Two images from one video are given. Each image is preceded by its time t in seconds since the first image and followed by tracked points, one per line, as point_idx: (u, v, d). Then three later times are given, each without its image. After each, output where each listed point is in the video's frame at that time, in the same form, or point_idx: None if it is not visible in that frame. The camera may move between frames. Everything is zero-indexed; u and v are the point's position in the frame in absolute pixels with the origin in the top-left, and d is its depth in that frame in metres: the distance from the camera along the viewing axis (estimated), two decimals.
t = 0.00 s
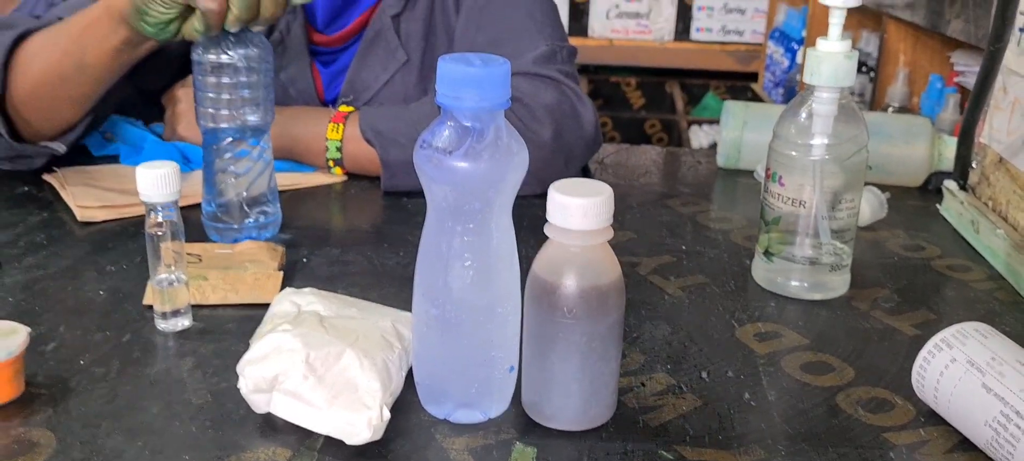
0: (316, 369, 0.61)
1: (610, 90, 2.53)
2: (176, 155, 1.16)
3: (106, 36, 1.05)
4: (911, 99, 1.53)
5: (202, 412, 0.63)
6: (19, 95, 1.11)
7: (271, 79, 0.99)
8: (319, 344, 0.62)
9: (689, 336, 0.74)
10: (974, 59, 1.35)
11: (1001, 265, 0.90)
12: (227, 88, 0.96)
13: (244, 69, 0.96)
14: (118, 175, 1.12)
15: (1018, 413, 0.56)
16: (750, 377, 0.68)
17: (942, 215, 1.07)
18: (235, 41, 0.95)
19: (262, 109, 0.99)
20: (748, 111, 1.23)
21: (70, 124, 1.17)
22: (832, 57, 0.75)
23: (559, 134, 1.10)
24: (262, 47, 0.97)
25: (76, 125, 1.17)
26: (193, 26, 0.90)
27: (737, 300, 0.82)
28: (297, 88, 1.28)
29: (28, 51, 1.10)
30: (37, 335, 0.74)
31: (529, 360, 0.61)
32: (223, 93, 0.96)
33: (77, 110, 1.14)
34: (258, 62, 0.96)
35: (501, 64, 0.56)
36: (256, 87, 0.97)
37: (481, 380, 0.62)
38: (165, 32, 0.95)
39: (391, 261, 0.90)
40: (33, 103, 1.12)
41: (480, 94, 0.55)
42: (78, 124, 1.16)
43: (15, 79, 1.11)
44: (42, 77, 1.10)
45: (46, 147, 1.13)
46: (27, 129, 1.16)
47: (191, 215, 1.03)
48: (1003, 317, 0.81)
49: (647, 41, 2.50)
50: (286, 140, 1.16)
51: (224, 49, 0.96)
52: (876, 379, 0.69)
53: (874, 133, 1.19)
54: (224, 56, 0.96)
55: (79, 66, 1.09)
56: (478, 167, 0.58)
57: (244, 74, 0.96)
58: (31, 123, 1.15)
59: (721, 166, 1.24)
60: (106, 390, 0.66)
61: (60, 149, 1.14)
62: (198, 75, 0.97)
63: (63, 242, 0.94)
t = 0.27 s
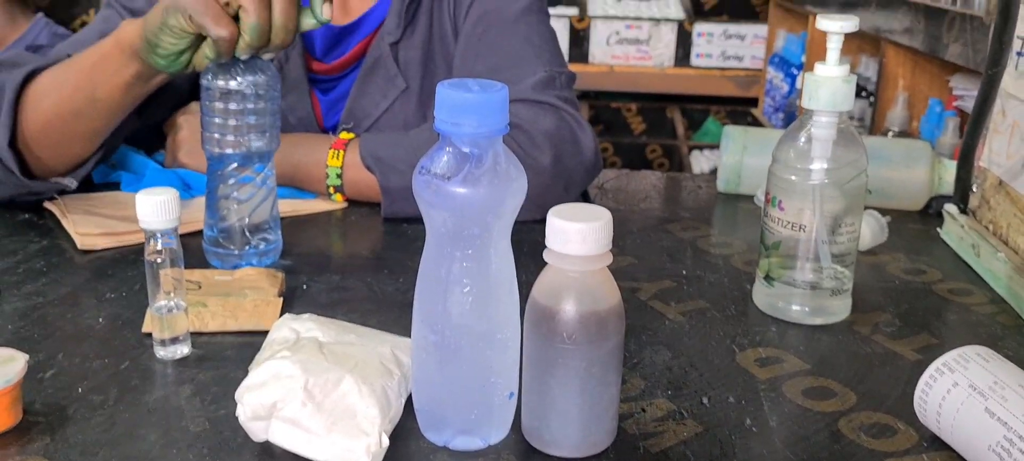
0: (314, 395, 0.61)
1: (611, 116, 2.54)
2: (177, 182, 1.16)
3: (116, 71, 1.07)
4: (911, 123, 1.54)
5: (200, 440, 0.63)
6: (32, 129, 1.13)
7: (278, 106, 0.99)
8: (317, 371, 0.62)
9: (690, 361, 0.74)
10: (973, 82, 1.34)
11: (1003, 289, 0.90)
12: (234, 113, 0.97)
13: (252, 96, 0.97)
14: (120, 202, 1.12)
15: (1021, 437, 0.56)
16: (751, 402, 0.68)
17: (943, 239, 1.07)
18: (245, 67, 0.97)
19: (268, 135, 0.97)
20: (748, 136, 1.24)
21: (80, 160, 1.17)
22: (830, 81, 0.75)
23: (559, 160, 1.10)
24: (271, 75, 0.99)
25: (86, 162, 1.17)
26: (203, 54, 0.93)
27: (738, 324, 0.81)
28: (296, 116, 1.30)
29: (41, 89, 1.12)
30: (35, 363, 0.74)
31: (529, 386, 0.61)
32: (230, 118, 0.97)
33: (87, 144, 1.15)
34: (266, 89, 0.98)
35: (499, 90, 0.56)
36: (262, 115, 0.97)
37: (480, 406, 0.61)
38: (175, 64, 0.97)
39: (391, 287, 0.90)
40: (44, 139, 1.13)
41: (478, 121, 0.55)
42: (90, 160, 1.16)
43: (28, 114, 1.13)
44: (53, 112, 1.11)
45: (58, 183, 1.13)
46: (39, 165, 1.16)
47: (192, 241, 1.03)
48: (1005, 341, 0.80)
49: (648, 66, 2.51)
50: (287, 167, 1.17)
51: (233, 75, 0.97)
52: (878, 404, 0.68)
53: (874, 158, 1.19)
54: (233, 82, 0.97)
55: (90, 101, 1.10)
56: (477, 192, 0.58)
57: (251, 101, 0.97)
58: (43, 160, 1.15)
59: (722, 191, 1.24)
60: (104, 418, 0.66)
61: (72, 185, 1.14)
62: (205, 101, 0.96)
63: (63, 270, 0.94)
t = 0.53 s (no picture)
0: (314, 415, 0.60)
1: (613, 134, 2.54)
2: (178, 201, 1.16)
3: (115, 97, 1.06)
4: (914, 140, 1.54)
5: None
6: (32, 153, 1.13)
7: (275, 127, 1.00)
8: (317, 390, 0.61)
9: (692, 380, 0.73)
10: (973, 100, 1.36)
11: (1007, 306, 0.89)
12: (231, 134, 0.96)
13: (248, 117, 0.96)
14: (120, 221, 1.12)
15: None
16: (754, 421, 0.67)
17: (947, 256, 1.06)
18: (240, 88, 0.96)
19: (266, 156, 0.98)
20: (749, 154, 1.24)
21: (81, 182, 1.17)
22: (831, 98, 0.75)
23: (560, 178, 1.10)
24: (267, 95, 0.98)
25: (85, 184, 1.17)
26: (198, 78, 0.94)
27: (741, 343, 0.81)
28: (298, 135, 1.29)
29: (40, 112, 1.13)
30: (33, 383, 0.73)
31: (530, 405, 0.60)
32: (226, 141, 0.96)
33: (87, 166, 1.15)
34: (263, 108, 0.97)
35: (498, 108, 0.56)
36: (258, 136, 0.97)
37: (481, 426, 0.61)
38: (173, 89, 0.99)
39: (391, 305, 0.90)
40: (44, 162, 1.14)
41: (477, 138, 0.55)
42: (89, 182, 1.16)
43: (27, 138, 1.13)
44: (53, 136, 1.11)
45: (57, 205, 1.12)
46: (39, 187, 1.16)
47: (192, 260, 1.02)
48: (1010, 359, 0.80)
49: (649, 85, 2.51)
50: (288, 186, 1.17)
51: (229, 97, 0.96)
52: (883, 423, 0.67)
53: (876, 175, 1.19)
54: (229, 104, 0.96)
55: (89, 126, 1.10)
56: (476, 210, 0.58)
57: (248, 121, 0.96)
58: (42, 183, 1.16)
59: (723, 209, 1.23)
60: (102, 439, 0.65)
61: (70, 208, 1.13)
62: (201, 124, 0.96)
63: (63, 289, 0.94)
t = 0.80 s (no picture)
0: (319, 411, 0.60)
1: (618, 132, 2.54)
2: (183, 198, 1.16)
3: (119, 96, 1.06)
4: (920, 138, 1.54)
5: (203, 456, 0.62)
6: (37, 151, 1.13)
7: (281, 124, 0.99)
8: (322, 386, 0.61)
9: (699, 376, 0.73)
10: (980, 97, 1.36)
11: (1015, 303, 0.88)
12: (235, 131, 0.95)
13: (254, 113, 0.96)
14: (125, 218, 1.12)
15: None
16: (761, 417, 0.67)
17: (955, 254, 1.05)
18: (246, 84, 0.96)
19: (271, 153, 0.97)
20: (755, 151, 1.24)
21: (87, 181, 1.17)
22: (838, 94, 0.75)
23: (566, 175, 1.10)
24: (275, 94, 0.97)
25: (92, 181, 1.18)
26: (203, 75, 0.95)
27: (747, 339, 0.80)
28: (302, 132, 1.30)
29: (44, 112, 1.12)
30: (38, 379, 0.73)
31: (536, 401, 0.60)
32: (232, 137, 0.95)
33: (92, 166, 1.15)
34: (269, 104, 0.97)
35: (504, 102, 0.56)
36: (264, 133, 0.97)
37: (486, 421, 0.61)
38: (177, 88, 0.99)
39: (397, 302, 0.90)
40: (49, 161, 1.14)
41: (482, 132, 0.55)
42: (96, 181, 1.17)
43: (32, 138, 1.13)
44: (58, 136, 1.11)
45: (65, 203, 1.13)
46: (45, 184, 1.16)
47: (197, 257, 1.02)
48: (1019, 355, 0.79)
49: (654, 83, 2.51)
50: (293, 183, 1.17)
51: (235, 94, 0.96)
52: (890, 419, 0.67)
53: (883, 172, 1.19)
54: (234, 101, 0.96)
55: (93, 126, 1.10)
56: (482, 204, 0.58)
57: (254, 117, 0.96)
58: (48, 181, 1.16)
59: (730, 206, 1.23)
60: (107, 434, 0.65)
61: (77, 207, 1.14)
62: (207, 120, 0.96)
63: (68, 286, 0.93)
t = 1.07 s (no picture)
0: (325, 406, 0.60)
1: (623, 132, 2.54)
2: (188, 195, 1.16)
3: (139, 65, 1.09)
4: (927, 136, 1.53)
5: (209, 453, 0.62)
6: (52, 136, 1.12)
7: (284, 119, 1.01)
8: (328, 382, 0.61)
9: (706, 374, 0.73)
10: (988, 95, 1.35)
11: None
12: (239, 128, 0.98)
13: (256, 109, 0.98)
14: (130, 215, 1.12)
15: None
16: (769, 415, 0.66)
17: (963, 252, 1.05)
18: (247, 81, 0.97)
19: (274, 149, 0.98)
20: (762, 149, 1.23)
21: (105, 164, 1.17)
22: (847, 89, 0.75)
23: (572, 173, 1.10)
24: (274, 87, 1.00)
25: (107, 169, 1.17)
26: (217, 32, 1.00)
27: (754, 337, 0.80)
28: (309, 129, 1.29)
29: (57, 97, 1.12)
30: (43, 375, 0.73)
31: (543, 398, 0.60)
32: (234, 134, 0.98)
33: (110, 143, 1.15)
34: (270, 100, 0.98)
35: (512, 95, 0.56)
36: (267, 128, 0.99)
37: (493, 418, 0.60)
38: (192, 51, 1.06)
39: (402, 299, 0.89)
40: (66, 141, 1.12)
41: (490, 126, 0.55)
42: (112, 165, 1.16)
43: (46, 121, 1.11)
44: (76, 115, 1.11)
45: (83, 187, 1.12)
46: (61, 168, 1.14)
47: (202, 254, 1.02)
48: None
49: (659, 82, 2.51)
50: (299, 180, 1.16)
51: (236, 91, 0.96)
52: (900, 417, 0.67)
53: (891, 170, 1.18)
54: (236, 98, 0.97)
55: (118, 99, 1.11)
56: (489, 199, 0.57)
57: (256, 113, 0.98)
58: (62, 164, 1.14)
59: (736, 204, 1.23)
60: (111, 430, 0.65)
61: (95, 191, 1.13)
62: (209, 117, 0.97)
63: (73, 283, 0.93)
